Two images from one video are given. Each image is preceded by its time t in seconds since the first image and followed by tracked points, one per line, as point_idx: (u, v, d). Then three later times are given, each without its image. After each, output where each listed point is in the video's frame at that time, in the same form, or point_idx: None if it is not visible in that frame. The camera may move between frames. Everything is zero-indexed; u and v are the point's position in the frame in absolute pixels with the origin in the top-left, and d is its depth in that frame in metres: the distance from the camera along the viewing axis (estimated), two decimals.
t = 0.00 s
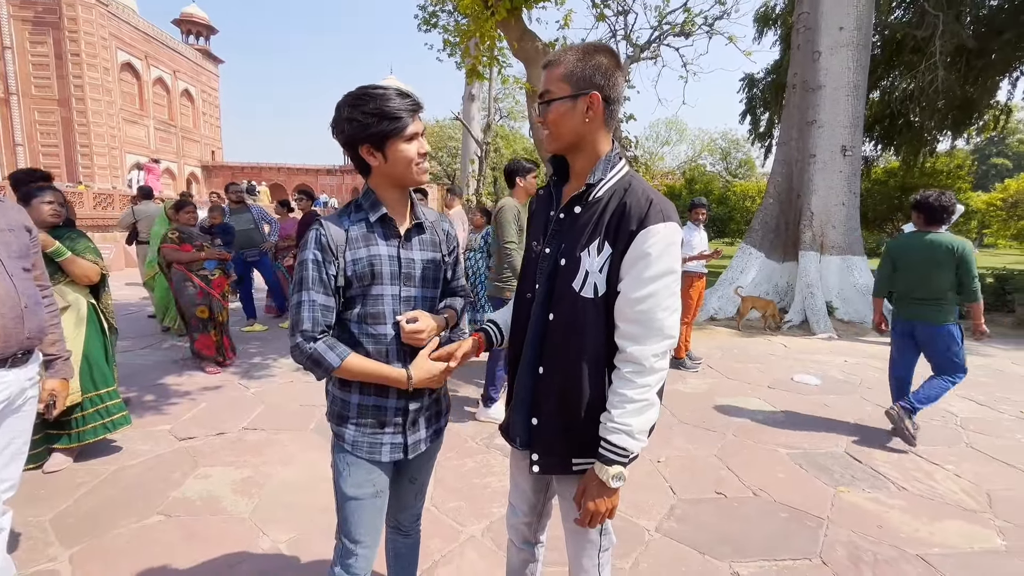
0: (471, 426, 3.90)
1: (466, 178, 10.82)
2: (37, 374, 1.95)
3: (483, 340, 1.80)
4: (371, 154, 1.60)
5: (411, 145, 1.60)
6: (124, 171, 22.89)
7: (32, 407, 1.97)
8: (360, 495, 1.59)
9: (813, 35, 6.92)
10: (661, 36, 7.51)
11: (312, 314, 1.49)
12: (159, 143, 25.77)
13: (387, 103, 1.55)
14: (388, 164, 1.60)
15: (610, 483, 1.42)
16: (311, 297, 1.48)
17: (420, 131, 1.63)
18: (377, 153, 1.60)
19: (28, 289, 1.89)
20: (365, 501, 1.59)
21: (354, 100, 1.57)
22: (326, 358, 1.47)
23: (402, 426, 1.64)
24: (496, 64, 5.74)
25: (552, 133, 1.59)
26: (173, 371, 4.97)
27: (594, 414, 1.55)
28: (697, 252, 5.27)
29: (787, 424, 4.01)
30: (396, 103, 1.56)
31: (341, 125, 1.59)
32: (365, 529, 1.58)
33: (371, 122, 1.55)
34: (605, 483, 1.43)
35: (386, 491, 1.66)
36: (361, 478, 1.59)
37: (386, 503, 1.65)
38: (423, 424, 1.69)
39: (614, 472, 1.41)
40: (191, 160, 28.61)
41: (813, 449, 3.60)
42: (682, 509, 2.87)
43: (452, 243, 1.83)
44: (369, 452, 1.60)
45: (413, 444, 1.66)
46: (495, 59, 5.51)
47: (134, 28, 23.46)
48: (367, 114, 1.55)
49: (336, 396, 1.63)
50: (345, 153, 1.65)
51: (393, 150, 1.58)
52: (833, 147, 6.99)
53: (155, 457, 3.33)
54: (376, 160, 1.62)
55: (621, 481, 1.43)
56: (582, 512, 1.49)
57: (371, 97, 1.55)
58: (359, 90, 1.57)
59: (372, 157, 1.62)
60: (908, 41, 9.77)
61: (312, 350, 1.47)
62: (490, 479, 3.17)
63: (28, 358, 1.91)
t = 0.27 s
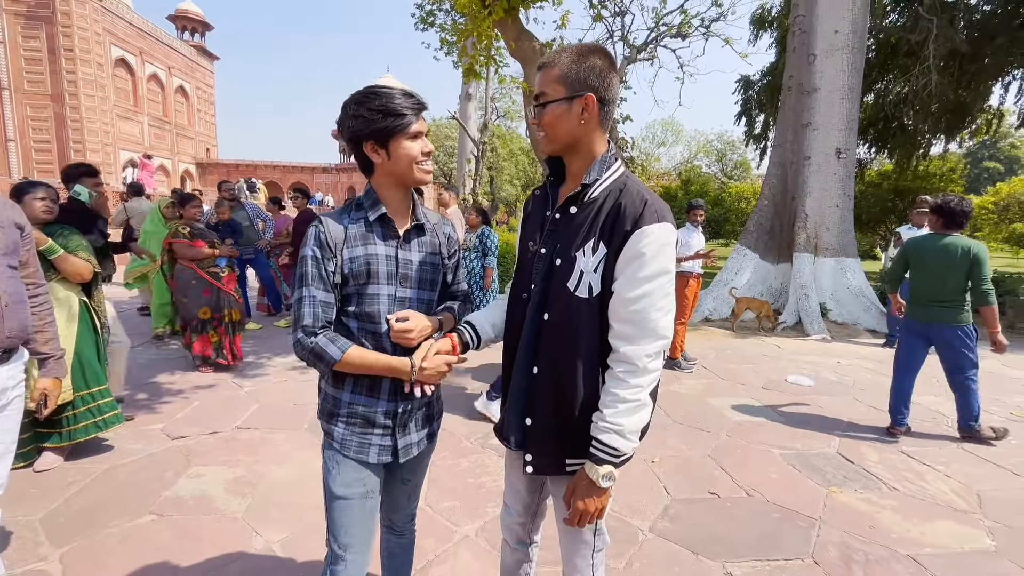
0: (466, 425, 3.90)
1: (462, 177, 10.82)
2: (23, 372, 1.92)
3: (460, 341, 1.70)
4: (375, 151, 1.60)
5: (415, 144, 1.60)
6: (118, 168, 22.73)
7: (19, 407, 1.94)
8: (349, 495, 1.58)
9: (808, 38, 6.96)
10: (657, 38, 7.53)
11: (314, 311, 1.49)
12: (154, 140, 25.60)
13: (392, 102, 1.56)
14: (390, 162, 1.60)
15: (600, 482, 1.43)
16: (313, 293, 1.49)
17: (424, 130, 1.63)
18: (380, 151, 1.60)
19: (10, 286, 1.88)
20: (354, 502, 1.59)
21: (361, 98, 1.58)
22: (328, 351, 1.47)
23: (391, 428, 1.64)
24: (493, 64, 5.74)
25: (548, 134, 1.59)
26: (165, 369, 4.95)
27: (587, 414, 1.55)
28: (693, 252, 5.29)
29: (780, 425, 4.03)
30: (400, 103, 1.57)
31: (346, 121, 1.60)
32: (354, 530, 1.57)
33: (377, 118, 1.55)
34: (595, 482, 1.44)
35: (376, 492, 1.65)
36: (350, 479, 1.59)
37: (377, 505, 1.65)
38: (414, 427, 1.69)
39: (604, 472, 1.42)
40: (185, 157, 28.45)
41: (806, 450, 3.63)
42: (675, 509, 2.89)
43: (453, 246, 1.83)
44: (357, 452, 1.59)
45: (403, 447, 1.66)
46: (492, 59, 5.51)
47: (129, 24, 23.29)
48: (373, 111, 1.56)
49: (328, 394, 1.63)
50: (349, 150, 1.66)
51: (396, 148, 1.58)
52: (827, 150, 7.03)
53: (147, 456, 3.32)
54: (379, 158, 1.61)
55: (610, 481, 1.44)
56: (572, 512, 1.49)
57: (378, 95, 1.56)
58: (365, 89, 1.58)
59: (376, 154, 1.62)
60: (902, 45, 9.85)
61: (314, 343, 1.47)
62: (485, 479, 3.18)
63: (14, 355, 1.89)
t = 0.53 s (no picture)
0: (464, 425, 3.90)
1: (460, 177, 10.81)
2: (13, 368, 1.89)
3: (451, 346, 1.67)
4: (380, 147, 1.60)
5: (418, 140, 1.60)
6: (113, 166, 22.62)
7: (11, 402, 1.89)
8: (337, 496, 1.59)
9: (806, 40, 6.99)
10: (656, 38, 7.55)
11: (306, 308, 1.48)
12: (149, 137, 25.49)
13: (397, 99, 1.57)
14: (393, 159, 1.60)
15: (605, 481, 1.43)
16: (307, 290, 1.48)
17: (427, 128, 1.63)
18: (384, 147, 1.60)
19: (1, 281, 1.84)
20: (343, 503, 1.59)
21: (367, 94, 1.59)
22: (318, 350, 1.47)
23: (381, 429, 1.63)
24: (492, 63, 5.73)
25: (550, 133, 1.60)
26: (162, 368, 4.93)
27: (589, 413, 1.56)
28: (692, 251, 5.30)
29: (777, 425, 4.05)
30: (405, 100, 1.57)
31: (352, 116, 1.60)
32: (341, 531, 1.58)
33: (381, 114, 1.56)
34: (601, 481, 1.44)
35: (365, 494, 1.65)
36: (339, 479, 1.59)
37: (365, 506, 1.65)
38: (405, 428, 1.69)
39: (609, 470, 1.42)
40: (182, 155, 28.33)
41: (803, 450, 3.64)
42: (673, 508, 2.90)
43: (452, 246, 1.81)
44: (345, 453, 1.59)
45: (393, 448, 1.66)
46: (491, 59, 5.51)
47: (125, 21, 23.17)
48: (378, 107, 1.56)
49: (320, 393, 1.64)
50: (355, 146, 1.66)
51: (399, 144, 1.58)
52: (824, 151, 7.06)
53: (143, 455, 3.30)
54: (383, 154, 1.61)
55: (615, 480, 1.44)
56: (576, 511, 1.49)
57: (385, 93, 1.57)
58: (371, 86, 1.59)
59: (379, 151, 1.61)
60: (898, 48, 9.91)
61: (305, 342, 1.46)
62: (483, 478, 3.18)
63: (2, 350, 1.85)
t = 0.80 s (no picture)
0: (464, 425, 3.91)
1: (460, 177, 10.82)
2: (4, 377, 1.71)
3: (451, 346, 1.69)
4: (372, 144, 1.59)
5: (412, 138, 1.60)
6: (112, 166, 22.57)
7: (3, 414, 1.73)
8: (334, 499, 1.59)
9: (805, 41, 7.00)
10: (656, 39, 7.56)
11: (301, 308, 1.48)
12: (148, 137, 25.45)
13: (390, 95, 1.57)
14: (387, 156, 1.60)
15: (607, 481, 1.43)
16: (303, 291, 1.48)
17: (421, 125, 1.63)
18: (377, 144, 1.59)
19: None
20: (339, 506, 1.60)
21: (361, 89, 1.58)
22: (316, 353, 1.46)
23: (380, 431, 1.64)
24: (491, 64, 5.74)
25: (548, 133, 1.60)
26: (161, 368, 4.92)
27: (589, 413, 1.56)
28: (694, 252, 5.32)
29: (776, 425, 4.05)
30: (398, 97, 1.57)
31: (344, 112, 1.60)
32: (338, 531, 1.60)
33: (375, 111, 1.56)
34: (603, 481, 1.44)
35: (359, 496, 1.66)
36: (336, 482, 1.60)
37: (360, 507, 1.66)
38: (403, 429, 1.70)
39: (611, 470, 1.43)
40: (180, 155, 28.30)
41: (802, 450, 3.65)
42: (673, 508, 2.90)
43: (445, 245, 1.83)
44: (345, 456, 1.59)
45: (392, 449, 1.67)
46: (491, 59, 5.51)
47: (124, 21, 23.14)
48: (372, 102, 1.56)
49: (315, 396, 1.62)
50: (345, 140, 1.65)
51: (393, 141, 1.58)
52: (823, 152, 7.07)
53: (143, 455, 3.30)
54: (376, 151, 1.61)
55: (617, 479, 1.44)
56: (579, 510, 1.50)
57: (382, 90, 1.57)
58: (365, 81, 1.59)
59: (372, 148, 1.61)
60: (897, 49, 9.93)
61: (302, 345, 1.46)
62: (483, 478, 3.18)
63: None
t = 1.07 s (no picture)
0: (463, 425, 3.91)
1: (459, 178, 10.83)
2: None
3: (450, 349, 1.70)
4: (366, 146, 1.60)
5: (406, 140, 1.61)
6: (111, 167, 22.55)
7: None
8: (334, 502, 1.60)
9: (803, 41, 7.00)
10: (654, 40, 7.57)
11: (300, 311, 1.49)
12: (148, 139, 25.45)
13: (383, 97, 1.57)
14: (381, 158, 1.61)
15: (601, 480, 1.44)
16: (301, 293, 1.48)
17: (415, 126, 1.64)
18: (371, 146, 1.60)
19: None
20: (339, 509, 1.61)
21: (353, 91, 1.58)
22: (316, 357, 1.47)
23: (381, 433, 1.64)
24: (491, 65, 5.74)
25: (545, 135, 1.61)
26: (161, 369, 4.92)
27: (586, 414, 1.56)
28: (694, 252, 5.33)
29: (775, 425, 4.06)
30: (391, 98, 1.58)
31: (337, 114, 1.60)
32: (337, 533, 1.60)
33: (368, 112, 1.56)
34: (597, 480, 1.44)
35: (358, 498, 1.67)
36: (336, 485, 1.60)
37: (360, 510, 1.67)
38: (403, 430, 1.71)
39: (605, 470, 1.43)
40: (180, 157, 28.30)
41: (801, 450, 3.65)
42: (672, 508, 2.91)
43: (439, 245, 1.84)
44: (346, 459, 1.60)
45: (393, 451, 1.68)
46: (490, 60, 5.52)
47: (123, 22, 23.15)
48: (365, 104, 1.56)
49: (314, 399, 1.62)
50: (338, 142, 1.65)
51: (386, 143, 1.59)
52: (822, 152, 7.08)
53: (142, 457, 3.30)
54: (370, 153, 1.61)
55: (611, 479, 1.45)
56: (573, 510, 1.50)
57: (373, 90, 1.57)
58: (359, 83, 1.59)
59: (366, 150, 1.62)
60: (895, 50, 9.95)
61: (302, 348, 1.47)
62: (482, 478, 3.19)
63: None
